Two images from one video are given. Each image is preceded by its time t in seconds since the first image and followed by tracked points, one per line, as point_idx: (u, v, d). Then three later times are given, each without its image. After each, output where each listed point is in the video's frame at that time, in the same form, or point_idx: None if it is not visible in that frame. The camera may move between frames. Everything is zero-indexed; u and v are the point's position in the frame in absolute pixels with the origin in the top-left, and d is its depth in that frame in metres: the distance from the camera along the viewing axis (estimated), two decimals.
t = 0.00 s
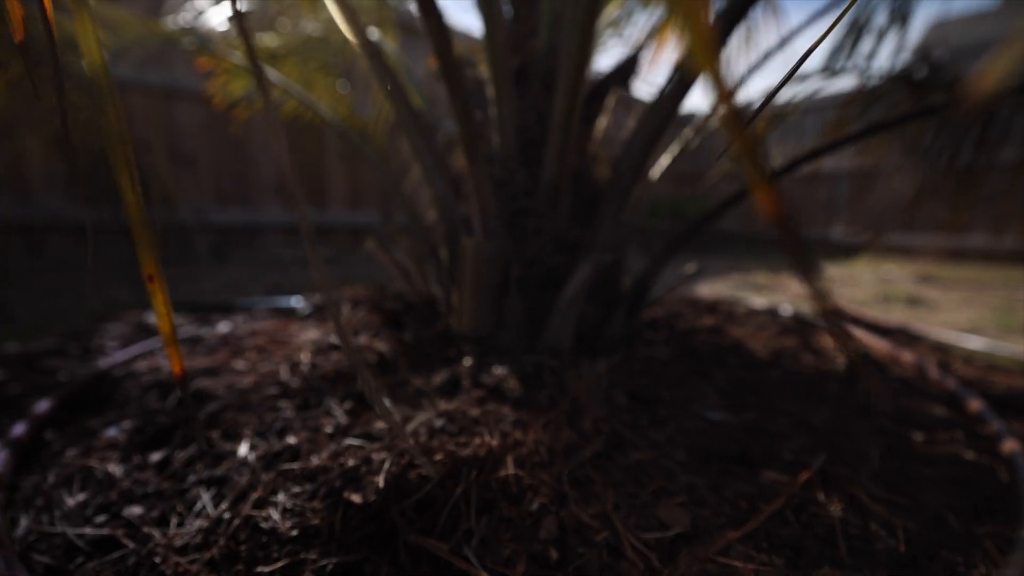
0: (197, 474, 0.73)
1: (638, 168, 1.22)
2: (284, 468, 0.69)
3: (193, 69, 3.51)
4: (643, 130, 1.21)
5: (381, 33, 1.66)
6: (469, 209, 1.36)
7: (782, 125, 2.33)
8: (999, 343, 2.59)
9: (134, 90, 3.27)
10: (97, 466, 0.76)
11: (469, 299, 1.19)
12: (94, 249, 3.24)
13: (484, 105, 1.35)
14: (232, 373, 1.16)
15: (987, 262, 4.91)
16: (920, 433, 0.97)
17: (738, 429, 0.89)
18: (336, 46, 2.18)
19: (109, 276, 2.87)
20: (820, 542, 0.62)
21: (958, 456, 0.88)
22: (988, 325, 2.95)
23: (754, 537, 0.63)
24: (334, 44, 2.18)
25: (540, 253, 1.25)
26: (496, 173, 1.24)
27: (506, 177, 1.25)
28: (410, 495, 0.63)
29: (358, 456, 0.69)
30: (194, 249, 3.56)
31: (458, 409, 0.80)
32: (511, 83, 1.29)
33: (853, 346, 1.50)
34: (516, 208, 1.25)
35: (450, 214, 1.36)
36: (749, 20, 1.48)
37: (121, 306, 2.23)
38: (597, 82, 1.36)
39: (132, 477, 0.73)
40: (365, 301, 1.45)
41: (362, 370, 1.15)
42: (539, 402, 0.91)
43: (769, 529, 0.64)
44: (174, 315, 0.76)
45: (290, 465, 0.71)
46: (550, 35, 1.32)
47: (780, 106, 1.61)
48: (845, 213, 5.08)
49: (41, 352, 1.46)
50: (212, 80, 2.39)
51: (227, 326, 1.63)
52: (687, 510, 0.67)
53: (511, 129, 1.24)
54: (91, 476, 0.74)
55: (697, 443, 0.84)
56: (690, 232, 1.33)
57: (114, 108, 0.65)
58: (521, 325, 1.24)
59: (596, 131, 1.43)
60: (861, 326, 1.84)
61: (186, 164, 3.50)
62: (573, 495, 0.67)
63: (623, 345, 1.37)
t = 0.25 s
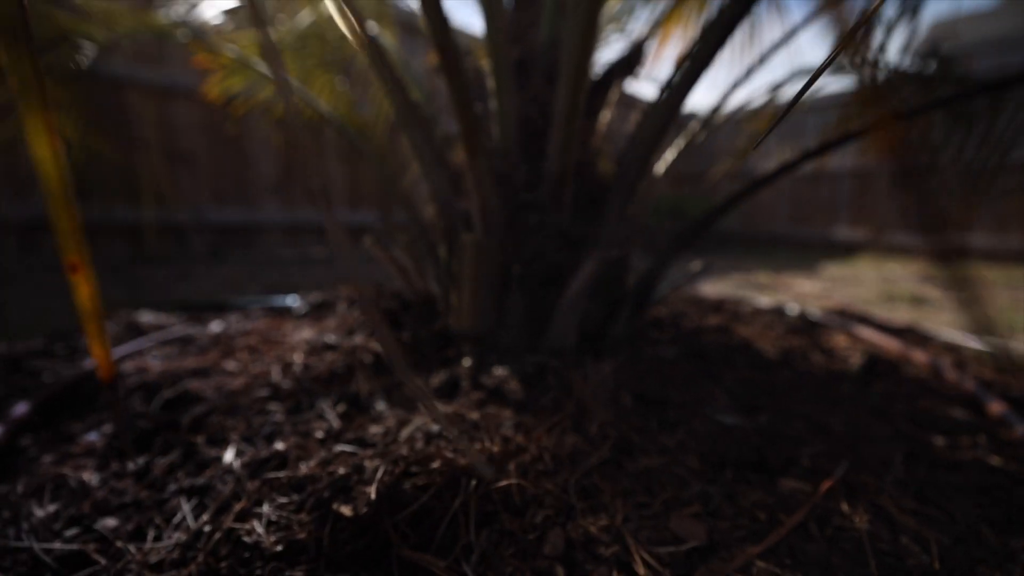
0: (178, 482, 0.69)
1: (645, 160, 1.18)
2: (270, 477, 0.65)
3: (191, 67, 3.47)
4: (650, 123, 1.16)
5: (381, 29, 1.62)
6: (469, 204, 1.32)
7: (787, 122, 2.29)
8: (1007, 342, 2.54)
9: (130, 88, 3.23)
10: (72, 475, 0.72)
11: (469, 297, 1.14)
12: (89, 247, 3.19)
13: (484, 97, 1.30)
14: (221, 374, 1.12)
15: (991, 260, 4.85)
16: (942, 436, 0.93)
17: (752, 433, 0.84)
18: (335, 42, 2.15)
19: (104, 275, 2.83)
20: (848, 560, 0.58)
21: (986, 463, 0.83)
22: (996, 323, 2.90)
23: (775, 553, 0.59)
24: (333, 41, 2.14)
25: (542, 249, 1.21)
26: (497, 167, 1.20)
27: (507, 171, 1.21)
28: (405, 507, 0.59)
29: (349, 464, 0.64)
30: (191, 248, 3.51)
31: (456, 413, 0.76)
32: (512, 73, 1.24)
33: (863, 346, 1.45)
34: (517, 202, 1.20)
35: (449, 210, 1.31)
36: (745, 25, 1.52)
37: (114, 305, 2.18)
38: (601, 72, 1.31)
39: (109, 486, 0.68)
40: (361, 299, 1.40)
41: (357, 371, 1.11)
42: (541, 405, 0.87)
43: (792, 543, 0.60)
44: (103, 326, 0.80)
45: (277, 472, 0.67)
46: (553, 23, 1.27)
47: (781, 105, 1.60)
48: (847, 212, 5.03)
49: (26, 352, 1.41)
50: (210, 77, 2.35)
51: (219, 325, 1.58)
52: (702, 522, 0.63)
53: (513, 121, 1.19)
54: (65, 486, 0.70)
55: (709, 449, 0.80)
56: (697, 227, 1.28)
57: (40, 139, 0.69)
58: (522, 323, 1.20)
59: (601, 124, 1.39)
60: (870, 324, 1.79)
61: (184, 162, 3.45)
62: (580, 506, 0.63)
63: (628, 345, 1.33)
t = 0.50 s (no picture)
0: (160, 490, 0.65)
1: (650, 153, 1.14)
2: (256, 485, 0.61)
3: (188, 64, 3.43)
4: (656, 115, 1.13)
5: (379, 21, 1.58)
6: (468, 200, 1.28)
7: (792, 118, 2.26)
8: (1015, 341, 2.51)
9: (127, 85, 3.18)
10: (48, 483, 0.68)
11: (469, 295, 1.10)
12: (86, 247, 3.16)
13: (484, 89, 1.27)
14: (212, 376, 1.08)
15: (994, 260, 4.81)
16: (962, 439, 0.89)
17: (764, 437, 0.81)
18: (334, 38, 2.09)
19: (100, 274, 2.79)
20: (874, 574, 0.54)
21: (1010, 467, 0.79)
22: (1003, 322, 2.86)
23: (796, 567, 0.55)
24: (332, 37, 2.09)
25: (544, 246, 1.17)
26: (497, 161, 1.16)
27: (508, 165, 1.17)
28: (400, 518, 0.55)
29: (340, 471, 0.61)
30: (188, 248, 3.48)
31: (455, 416, 0.72)
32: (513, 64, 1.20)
33: (873, 346, 1.42)
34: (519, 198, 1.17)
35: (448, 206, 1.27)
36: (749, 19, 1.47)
37: (107, 305, 2.14)
38: (604, 64, 1.27)
39: (87, 495, 0.65)
40: (358, 298, 1.36)
41: (352, 371, 1.07)
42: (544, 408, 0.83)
43: (813, 556, 0.56)
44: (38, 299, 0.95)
45: (265, 480, 0.63)
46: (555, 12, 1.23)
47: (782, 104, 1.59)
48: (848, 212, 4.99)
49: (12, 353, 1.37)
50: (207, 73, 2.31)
51: (212, 324, 1.54)
52: (716, 533, 0.59)
53: (513, 113, 1.16)
54: (39, 494, 0.66)
55: (721, 455, 0.76)
56: (703, 223, 1.25)
57: None
58: (524, 322, 1.16)
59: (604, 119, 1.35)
60: (878, 323, 1.76)
61: (181, 161, 3.42)
62: (586, 516, 0.59)
63: (631, 345, 1.29)
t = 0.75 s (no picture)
0: (137, 501, 0.60)
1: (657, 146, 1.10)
2: (239, 495, 0.57)
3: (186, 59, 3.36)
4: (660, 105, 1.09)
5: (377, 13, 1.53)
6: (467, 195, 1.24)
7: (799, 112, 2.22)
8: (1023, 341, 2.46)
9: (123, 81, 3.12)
10: (17, 492, 0.63)
11: (469, 292, 1.06)
12: (82, 246, 3.11)
13: (483, 81, 1.23)
14: (201, 377, 1.04)
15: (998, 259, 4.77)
16: (985, 444, 0.85)
17: (780, 442, 0.77)
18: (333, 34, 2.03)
19: (96, 273, 2.75)
20: None
21: None
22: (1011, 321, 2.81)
23: None
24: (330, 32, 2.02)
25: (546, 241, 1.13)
26: (497, 155, 1.12)
27: (510, 159, 1.13)
28: (392, 533, 0.51)
29: (330, 482, 0.57)
30: (186, 247, 3.44)
31: (452, 421, 0.68)
32: (514, 53, 1.15)
33: (884, 346, 1.38)
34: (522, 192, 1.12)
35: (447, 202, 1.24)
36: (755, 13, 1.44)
37: (99, 305, 2.09)
38: (608, 53, 1.23)
39: (57, 505, 0.60)
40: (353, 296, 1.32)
41: (346, 373, 1.03)
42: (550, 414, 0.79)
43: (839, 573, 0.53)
44: None
45: (249, 490, 0.59)
46: None
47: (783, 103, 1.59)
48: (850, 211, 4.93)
49: None
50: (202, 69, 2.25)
51: (204, 324, 1.50)
52: (733, 547, 0.56)
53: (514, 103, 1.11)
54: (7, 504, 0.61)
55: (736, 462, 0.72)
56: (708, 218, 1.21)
57: None
58: (525, 321, 1.12)
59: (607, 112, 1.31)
60: (887, 323, 1.71)
61: (179, 159, 3.36)
62: (594, 530, 0.55)
63: (636, 345, 1.26)
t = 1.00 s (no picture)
0: (113, 512, 0.57)
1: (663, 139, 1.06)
2: (222, 507, 0.54)
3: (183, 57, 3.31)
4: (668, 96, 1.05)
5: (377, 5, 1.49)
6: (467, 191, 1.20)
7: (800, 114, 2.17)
8: None
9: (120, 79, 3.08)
10: None
11: (469, 290, 1.02)
12: (78, 244, 3.08)
13: (484, 73, 1.19)
14: (192, 379, 1.00)
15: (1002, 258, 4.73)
16: (1007, 449, 0.81)
17: (795, 447, 0.73)
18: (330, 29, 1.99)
19: (92, 272, 2.72)
20: None
21: None
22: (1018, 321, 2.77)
23: None
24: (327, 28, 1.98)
25: (548, 239, 1.10)
26: (497, 150, 1.09)
27: (511, 154, 1.10)
28: (385, 550, 0.47)
29: (320, 493, 0.53)
30: (183, 246, 3.40)
31: (450, 426, 0.65)
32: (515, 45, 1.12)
33: (896, 346, 1.34)
34: (521, 189, 1.10)
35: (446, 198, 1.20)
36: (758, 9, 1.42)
37: (92, 304, 2.05)
38: (612, 45, 1.19)
39: (28, 518, 0.56)
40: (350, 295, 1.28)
41: (342, 374, 0.99)
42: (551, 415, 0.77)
43: None
44: None
45: (233, 502, 0.55)
46: None
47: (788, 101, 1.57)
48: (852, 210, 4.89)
49: None
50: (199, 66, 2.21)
51: (197, 323, 1.46)
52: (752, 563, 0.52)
53: (516, 96, 1.08)
54: None
55: (750, 470, 0.68)
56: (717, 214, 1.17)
57: None
58: (527, 321, 1.08)
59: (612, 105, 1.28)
60: (896, 323, 1.67)
61: (176, 159, 3.32)
62: (603, 544, 0.52)
63: (641, 345, 1.22)
